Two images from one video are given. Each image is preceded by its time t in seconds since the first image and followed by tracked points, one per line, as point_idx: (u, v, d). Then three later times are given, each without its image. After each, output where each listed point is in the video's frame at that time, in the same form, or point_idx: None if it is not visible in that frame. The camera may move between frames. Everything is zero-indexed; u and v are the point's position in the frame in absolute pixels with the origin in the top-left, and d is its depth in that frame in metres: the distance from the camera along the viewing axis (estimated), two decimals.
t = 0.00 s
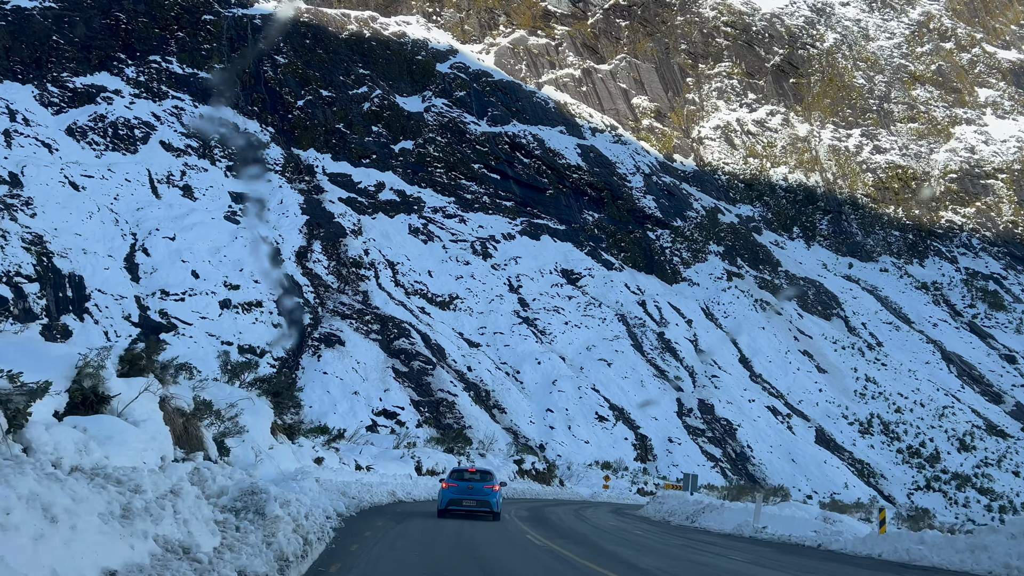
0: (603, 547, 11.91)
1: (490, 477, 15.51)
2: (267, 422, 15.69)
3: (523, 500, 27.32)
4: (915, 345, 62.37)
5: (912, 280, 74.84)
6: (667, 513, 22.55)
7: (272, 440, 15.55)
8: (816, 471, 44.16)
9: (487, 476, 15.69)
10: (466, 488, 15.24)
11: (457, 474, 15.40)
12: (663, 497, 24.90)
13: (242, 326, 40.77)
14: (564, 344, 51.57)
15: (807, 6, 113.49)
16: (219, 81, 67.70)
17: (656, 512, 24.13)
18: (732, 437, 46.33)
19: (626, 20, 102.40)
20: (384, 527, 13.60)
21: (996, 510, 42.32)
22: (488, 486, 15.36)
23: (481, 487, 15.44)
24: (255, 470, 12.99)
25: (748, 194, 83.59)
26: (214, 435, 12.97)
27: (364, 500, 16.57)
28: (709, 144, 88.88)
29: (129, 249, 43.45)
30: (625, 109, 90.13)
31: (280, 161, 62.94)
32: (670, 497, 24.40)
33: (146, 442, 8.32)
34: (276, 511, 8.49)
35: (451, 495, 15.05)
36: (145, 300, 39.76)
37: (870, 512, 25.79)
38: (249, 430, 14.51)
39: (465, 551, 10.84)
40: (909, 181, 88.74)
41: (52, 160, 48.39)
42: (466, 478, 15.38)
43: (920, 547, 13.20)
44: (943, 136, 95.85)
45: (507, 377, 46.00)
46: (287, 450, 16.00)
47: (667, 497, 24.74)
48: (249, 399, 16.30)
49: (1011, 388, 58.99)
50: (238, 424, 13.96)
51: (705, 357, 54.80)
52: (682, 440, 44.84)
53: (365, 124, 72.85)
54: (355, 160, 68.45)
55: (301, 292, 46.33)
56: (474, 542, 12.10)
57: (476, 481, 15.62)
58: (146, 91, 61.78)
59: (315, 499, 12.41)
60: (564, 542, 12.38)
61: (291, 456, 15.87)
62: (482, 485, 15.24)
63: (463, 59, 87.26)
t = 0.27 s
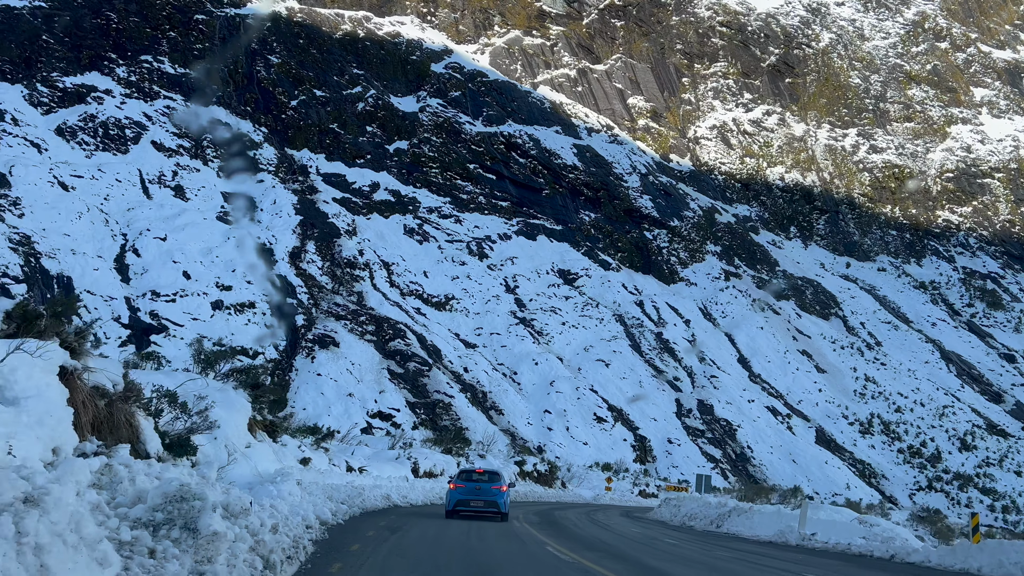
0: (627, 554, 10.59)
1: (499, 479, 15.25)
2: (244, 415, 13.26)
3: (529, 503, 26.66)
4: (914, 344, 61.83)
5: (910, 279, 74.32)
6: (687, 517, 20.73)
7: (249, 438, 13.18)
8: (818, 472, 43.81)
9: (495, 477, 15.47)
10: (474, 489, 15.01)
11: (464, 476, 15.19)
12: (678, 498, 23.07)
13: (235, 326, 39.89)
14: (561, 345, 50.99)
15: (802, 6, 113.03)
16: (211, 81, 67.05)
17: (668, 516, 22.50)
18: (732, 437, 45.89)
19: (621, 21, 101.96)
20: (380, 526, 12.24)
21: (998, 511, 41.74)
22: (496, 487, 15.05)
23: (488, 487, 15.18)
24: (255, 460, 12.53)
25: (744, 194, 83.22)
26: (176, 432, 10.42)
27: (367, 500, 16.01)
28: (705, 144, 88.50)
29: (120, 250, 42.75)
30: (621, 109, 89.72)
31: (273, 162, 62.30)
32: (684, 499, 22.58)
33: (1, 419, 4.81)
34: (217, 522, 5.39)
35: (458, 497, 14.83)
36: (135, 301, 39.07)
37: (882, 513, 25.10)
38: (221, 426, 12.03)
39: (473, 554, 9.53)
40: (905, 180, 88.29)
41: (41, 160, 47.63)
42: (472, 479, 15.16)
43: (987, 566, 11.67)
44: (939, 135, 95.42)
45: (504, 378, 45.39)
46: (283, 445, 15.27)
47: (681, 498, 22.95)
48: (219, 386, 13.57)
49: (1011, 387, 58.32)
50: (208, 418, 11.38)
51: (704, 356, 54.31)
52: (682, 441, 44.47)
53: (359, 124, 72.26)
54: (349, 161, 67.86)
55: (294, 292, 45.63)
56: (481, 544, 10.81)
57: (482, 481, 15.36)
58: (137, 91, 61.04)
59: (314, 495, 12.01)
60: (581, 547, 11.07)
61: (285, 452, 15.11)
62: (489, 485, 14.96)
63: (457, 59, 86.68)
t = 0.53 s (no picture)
0: (658, 567, 9.81)
1: (505, 481, 16.12)
2: (212, 408, 12.46)
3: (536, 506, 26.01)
4: (910, 344, 61.40)
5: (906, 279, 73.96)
6: (710, 522, 19.97)
7: (216, 431, 12.46)
8: (816, 472, 43.37)
9: (501, 479, 16.32)
10: (480, 490, 15.86)
11: (471, 478, 16.09)
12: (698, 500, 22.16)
13: (224, 327, 38.92)
14: (556, 345, 50.39)
15: (795, 5, 112.47)
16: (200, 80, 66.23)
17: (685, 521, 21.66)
18: (730, 438, 45.41)
19: (614, 20, 101.55)
20: (384, 537, 11.47)
21: (998, 510, 41.19)
22: (502, 489, 15.95)
23: (495, 488, 16.06)
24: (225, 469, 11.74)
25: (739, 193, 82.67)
26: (126, 427, 9.67)
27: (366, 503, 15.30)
28: (699, 144, 88.08)
29: (106, 250, 41.93)
30: (615, 109, 89.20)
31: (264, 161, 61.46)
32: (703, 501, 21.69)
33: None
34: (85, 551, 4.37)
35: (466, 497, 15.67)
36: (122, 302, 38.24)
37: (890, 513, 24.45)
38: (181, 419, 11.25)
39: (492, 570, 8.73)
40: (900, 180, 87.88)
41: (26, 159, 46.70)
42: (479, 481, 16.04)
43: None
44: (933, 135, 95.17)
45: (498, 379, 44.74)
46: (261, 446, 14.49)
47: (701, 501, 22.05)
48: (171, 370, 12.61)
49: (1008, 387, 57.77)
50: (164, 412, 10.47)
51: (700, 356, 53.79)
52: (679, 442, 43.87)
53: (351, 124, 71.54)
54: (340, 160, 67.11)
55: (285, 293, 44.87)
56: (498, 557, 10.03)
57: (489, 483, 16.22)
58: (125, 90, 60.11)
59: (291, 503, 11.34)
60: (606, 558, 10.30)
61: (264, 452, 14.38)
62: (495, 486, 15.84)
63: (450, 58, 85.98)
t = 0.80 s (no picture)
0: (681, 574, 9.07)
1: (512, 480, 16.53)
2: (168, 396, 11.41)
3: (540, 508, 25.46)
4: (905, 341, 61.11)
5: (899, 277, 73.72)
6: (734, 525, 19.11)
7: (172, 424, 11.42)
8: (812, 471, 43.01)
9: (509, 478, 16.70)
10: (488, 490, 16.23)
11: (480, 478, 16.44)
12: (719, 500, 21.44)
13: (212, 326, 38.08)
14: (549, 344, 49.80)
15: (787, 4, 112.02)
16: (188, 78, 65.30)
17: (703, 524, 20.96)
18: (725, 437, 44.97)
19: (605, 18, 101.09)
20: (389, 544, 10.88)
21: (995, 509, 40.82)
22: (510, 488, 16.33)
23: (503, 488, 16.45)
24: (189, 469, 10.97)
25: (731, 191, 82.21)
26: (53, 417, 8.42)
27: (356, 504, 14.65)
28: (692, 142, 87.63)
29: (90, 249, 41.00)
30: (606, 107, 88.65)
31: (252, 159, 60.54)
32: (725, 505, 20.78)
33: None
34: None
35: (474, 497, 16.08)
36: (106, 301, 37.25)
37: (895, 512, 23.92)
38: (126, 409, 10.10)
39: None
40: (892, 178, 87.56)
41: (8, 157, 45.75)
42: (488, 481, 16.42)
43: None
44: (925, 133, 95.04)
45: (491, 378, 44.11)
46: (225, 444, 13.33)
47: (721, 501, 21.34)
48: (117, 348, 11.41)
49: (1002, 385, 57.32)
50: (106, 400, 9.38)
51: (694, 355, 53.34)
52: (674, 441, 43.39)
53: (340, 122, 70.81)
54: (330, 158, 66.36)
55: (273, 292, 44.14)
56: (512, 564, 9.45)
57: (497, 484, 16.62)
58: (111, 87, 59.07)
59: (270, 500, 10.80)
60: (623, 565, 9.57)
61: (230, 451, 13.31)
62: (504, 486, 16.24)
63: (440, 56, 85.27)
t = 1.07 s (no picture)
0: None
1: (519, 482, 16.40)
2: (101, 381, 9.83)
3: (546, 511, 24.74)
4: (895, 339, 60.93)
5: (888, 275, 73.65)
6: (761, 526, 17.83)
7: (107, 413, 9.78)
8: (804, 469, 42.68)
9: (516, 480, 16.59)
10: (495, 493, 16.15)
11: (486, 481, 16.35)
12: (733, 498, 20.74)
13: (195, 326, 37.11)
14: (539, 343, 49.23)
15: (775, 3, 111.96)
16: (171, 74, 64.17)
17: (716, 526, 20.33)
18: (717, 435, 44.67)
19: (594, 16, 100.78)
20: (390, 545, 10.37)
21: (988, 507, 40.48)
22: (517, 490, 16.23)
23: (509, 490, 16.34)
24: (135, 468, 9.54)
25: (721, 189, 81.90)
26: None
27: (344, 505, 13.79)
28: (681, 140, 87.38)
29: (69, 246, 39.75)
30: (595, 105, 88.23)
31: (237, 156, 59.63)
32: (748, 507, 19.58)
33: None
34: None
35: (481, 500, 16.01)
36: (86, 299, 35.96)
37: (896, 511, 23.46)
38: (42, 395, 8.61)
39: None
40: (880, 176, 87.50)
41: None
42: (494, 484, 16.34)
43: None
44: (913, 131, 95.16)
45: (481, 377, 43.44)
46: (177, 439, 11.57)
47: (737, 499, 20.72)
48: (41, 323, 10.04)
49: (993, 381, 56.87)
50: (8, 380, 8.04)
51: (685, 353, 52.89)
52: (666, 440, 42.89)
53: (327, 119, 69.94)
54: (316, 156, 65.51)
55: (259, 290, 43.31)
56: (520, 563, 8.97)
57: (504, 485, 16.51)
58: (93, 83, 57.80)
59: (251, 497, 10.28)
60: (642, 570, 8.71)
61: (185, 448, 11.58)
62: (511, 489, 16.12)
63: (428, 53, 84.61)
